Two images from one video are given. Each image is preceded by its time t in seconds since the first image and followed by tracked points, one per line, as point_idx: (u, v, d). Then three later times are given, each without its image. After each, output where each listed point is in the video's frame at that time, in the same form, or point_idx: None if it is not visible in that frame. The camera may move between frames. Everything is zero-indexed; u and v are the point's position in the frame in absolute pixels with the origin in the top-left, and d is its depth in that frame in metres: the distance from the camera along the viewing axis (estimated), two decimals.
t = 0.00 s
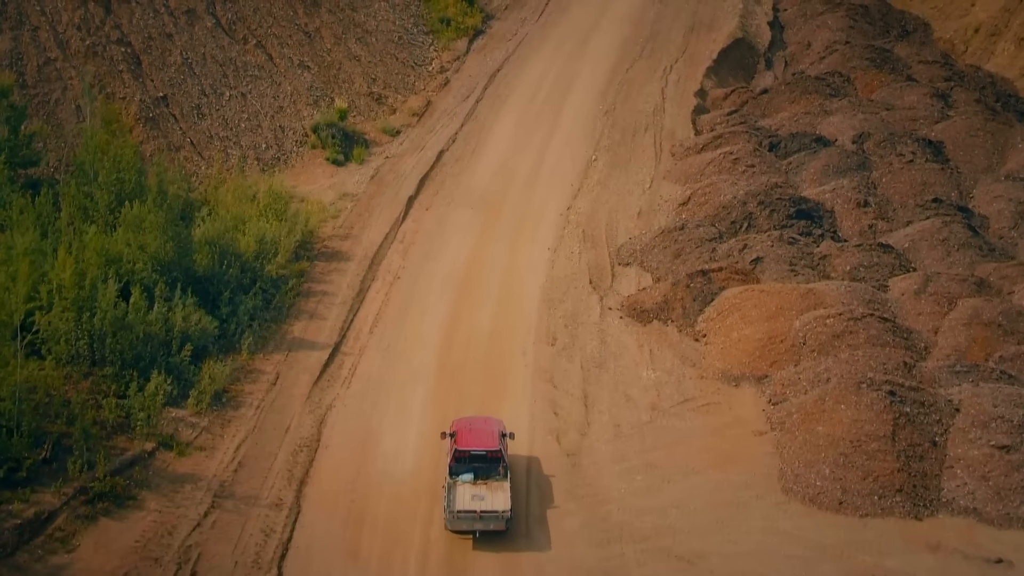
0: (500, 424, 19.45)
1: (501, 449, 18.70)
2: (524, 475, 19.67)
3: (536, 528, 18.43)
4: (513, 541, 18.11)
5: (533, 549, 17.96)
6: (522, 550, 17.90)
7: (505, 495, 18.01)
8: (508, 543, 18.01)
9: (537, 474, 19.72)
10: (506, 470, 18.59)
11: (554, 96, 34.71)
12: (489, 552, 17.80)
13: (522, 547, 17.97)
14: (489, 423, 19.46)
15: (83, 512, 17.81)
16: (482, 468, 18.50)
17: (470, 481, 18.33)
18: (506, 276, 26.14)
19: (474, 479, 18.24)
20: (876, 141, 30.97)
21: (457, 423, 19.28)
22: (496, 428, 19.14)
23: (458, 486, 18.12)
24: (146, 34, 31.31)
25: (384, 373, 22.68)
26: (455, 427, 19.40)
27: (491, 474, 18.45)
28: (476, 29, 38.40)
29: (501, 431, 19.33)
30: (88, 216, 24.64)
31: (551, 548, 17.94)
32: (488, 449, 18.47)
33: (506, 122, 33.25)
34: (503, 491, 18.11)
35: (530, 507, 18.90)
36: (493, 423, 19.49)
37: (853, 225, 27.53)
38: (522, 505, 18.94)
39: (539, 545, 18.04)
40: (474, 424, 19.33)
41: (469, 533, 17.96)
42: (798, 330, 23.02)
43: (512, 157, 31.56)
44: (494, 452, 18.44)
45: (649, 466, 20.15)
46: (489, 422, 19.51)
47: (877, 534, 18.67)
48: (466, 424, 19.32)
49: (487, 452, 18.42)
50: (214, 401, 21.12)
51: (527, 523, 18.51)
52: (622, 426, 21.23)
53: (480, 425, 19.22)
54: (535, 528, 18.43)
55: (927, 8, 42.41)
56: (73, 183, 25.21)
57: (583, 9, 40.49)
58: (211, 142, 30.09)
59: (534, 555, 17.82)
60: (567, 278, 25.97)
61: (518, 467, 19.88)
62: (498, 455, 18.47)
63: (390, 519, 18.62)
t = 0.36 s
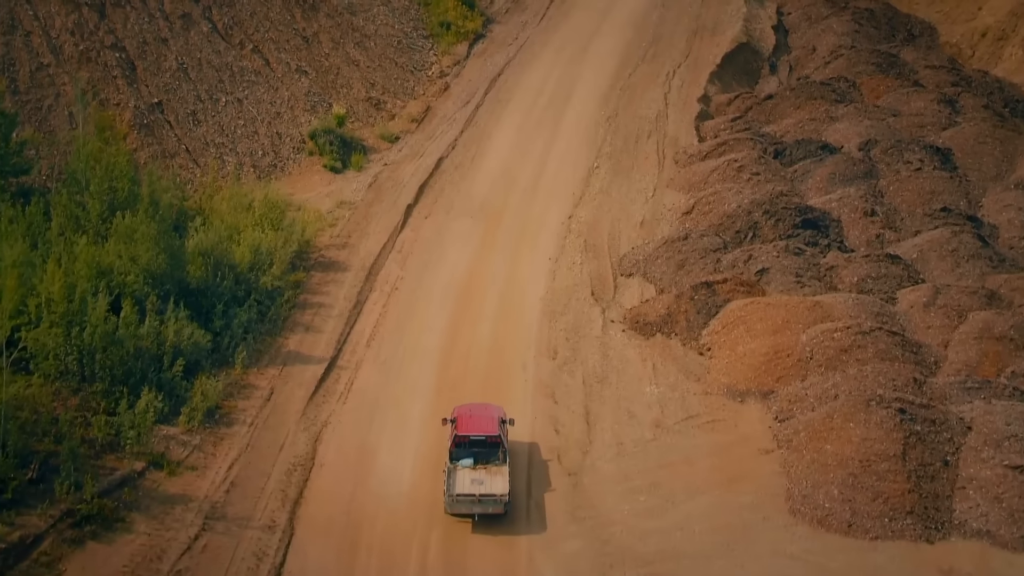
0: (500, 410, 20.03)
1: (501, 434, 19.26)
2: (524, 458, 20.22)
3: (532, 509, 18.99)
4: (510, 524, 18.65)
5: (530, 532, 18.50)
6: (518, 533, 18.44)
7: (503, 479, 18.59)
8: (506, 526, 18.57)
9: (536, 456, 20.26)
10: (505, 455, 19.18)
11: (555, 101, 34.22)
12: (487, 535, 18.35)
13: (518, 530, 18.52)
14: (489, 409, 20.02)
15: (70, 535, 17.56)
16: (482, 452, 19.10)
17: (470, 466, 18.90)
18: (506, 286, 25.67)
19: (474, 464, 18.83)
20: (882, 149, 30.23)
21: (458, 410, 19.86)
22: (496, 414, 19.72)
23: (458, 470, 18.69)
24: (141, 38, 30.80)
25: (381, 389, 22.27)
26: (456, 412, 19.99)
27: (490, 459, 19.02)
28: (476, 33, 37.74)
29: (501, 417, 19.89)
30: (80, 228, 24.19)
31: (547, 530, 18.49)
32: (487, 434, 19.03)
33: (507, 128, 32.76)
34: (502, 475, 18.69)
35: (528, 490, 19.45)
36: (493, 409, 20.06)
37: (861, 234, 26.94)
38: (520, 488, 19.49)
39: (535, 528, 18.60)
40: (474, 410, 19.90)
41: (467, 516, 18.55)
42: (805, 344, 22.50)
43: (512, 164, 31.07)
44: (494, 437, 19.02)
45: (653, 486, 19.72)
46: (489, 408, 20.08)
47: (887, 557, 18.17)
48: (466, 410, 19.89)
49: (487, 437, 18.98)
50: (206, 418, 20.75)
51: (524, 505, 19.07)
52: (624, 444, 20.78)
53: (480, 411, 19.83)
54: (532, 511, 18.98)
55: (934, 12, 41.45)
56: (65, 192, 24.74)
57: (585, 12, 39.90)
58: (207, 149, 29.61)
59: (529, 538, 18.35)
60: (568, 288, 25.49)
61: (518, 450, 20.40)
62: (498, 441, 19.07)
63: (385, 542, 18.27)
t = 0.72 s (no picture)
0: (500, 401, 20.46)
1: (501, 424, 19.72)
2: (523, 446, 20.67)
3: (530, 497, 19.47)
4: (509, 511, 19.16)
5: (528, 519, 18.99)
6: (515, 520, 18.93)
7: (502, 468, 19.04)
8: (505, 513, 19.09)
9: (535, 446, 20.70)
10: (504, 444, 19.61)
11: (555, 109, 33.70)
12: (485, 522, 18.86)
13: (515, 516, 19.02)
14: (489, 399, 20.47)
15: (54, 564, 17.16)
16: (482, 442, 19.49)
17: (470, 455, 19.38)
18: (505, 301, 25.17)
19: (474, 452, 19.23)
20: (888, 159, 29.62)
21: (459, 400, 20.33)
22: (496, 405, 20.14)
23: (458, 459, 19.10)
24: (134, 48, 30.30)
25: (377, 409, 21.81)
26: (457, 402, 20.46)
27: (490, 448, 19.48)
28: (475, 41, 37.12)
29: (501, 408, 20.35)
30: (69, 243, 23.74)
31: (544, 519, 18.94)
32: (487, 424, 19.48)
33: (506, 138, 32.24)
34: (501, 464, 19.13)
35: (526, 477, 19.92)
36: (494, 399, 20.52)
37: (867, 248, 26.39)
38: (518, 475, 19.98)
39: (532, 515, 19.08)
40: (475, 400, 20.36)
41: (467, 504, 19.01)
42: (811, 363, 21.97)
43: (512, 174, 30.56)
44: (493, 427, 19.47)
45: (655, 511, 19.25)
46: (490, 399, 20.53)
47: None
48: (467, 400, 20.35)
49: (487, 427, 19.43)
50: (197, 441, 20.30)
51: (522, 493, 19.56)
52: (626, 466, 20.30)
53: (480, 402, 20.24)
54: (529, 498, 19.47)
55: (938, 20, 40.66)
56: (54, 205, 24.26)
57: (586, 19, 39.31)
58: (201, 160, 29.09)
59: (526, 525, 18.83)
60: (568, 304, 24.98)
61: (518, 439, 20.83)
62: (497, 430, 19.49)
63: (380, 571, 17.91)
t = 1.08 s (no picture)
0: (500, 392, 20.82)
1: (500, 415, 20.07)
2: (523, 437, 21.06)
3: (530, 487, 19.85)
4: (508, 499, 19.55)
5: (526, 506, 19.37)
6: (513, 508, 19.31)
7: (501, 459, 19.44)
8: (504, 501, 19.46)
9: (535, 437, 21.08)
10: (504, 435, 19.99)
11: (555, 121, 33.19)
12: (484, 510, 19.25)
13: (513, 505, 19.40)
14: (490, 391, 20.81)
15: None
16: (482, 432, 19.87)
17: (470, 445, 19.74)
18: (503, 319, 24.66)
19: (473, 443, 19.66)
20: (893, 172, 29.13)
21: (460, 393, 20.69)
22: (496, 396, 20.52)
23: (458, 450, 19.52)
24: (126, 58, 29.75)
25: (371, 431, 21.31)
26: (458, 394, 20.85)
27: (490, 438, 19.84)
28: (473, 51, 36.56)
29: (501, 399, 20.70)
30: (58, 260, 23.27)
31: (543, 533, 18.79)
32: (487, 415, 19.85)
33: (504, 150, 31.74)
34: (500, 454, 19.52)
35: (525, 467, 20.32)
36: (495, 391, 20.89)
37: (872, 264, 25.86)
38: (517, 465, 20.40)
39: (530, 504, 19.46)
40: (476, 392, 20.74)
41: (466, 493, 19.39)
42: (817, 384, 21.44)
43: (510, 187, 30.04)
44: (493, 418, 19.84)
45: (658, 539, 18.75)
46: (491, 391, 20.89)
47: None
48: (467, 393, 20.70)
49: (486, 418, 19.79)
50: (187, 465, 19.79)
51: (520, 482, 19.95)
52: (628, 492, 19.80)
53: (480, 393, 20.64)
54: (527, 487, 19.87)
55: (942, 29, 40.01)
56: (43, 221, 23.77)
57: (586, 27, 38.73)
58: (194, 173, 28.58)
59: (524, 515, 19.20)
60: (568, 322, 24.47)
61: (518, 430, 21.23)
62: (496, 421, 19.87)
63: None
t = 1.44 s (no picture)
0: (502, 386, 21.01)
1: (501, 408, 20.25)
2: (524, 429, 21.34)
3: (529, 478, 20.16)
4: (507, 490, 19.86)
5: (524, 497, 19.68)
6: (512, 498, 19.65)
7: (502, 450, 19.68)
8: (503, 492, 19.78)
9: (536, 430, 21.33)
10: (505, 427, 20.18)
11: (554, 134, 32.67)
12: (484, 500, 19.59)
13: (513, 496, 19.73)
14: (492, 385, 20.99)
15: None
16: (483, 425, 20.06)
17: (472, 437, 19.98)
18: (501, 338, 24.14)
19: (475, 435, 19.88)
20: (899, 188, 28.58)
21: (462, 386, 20.90)
22: (498, 390, 20.71)
23: (459, 441, 19.76)
24: (119, 71, 29.21)
25: (367, 456, 20.79)
26: (460, 387, 21.07)
27: (491, 431, 20.05)
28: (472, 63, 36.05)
29: (503, 393, 20.89)
30: (46, 279, 22.76)
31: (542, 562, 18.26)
32: (488, 408, 20.01)
33: (503, 164, 31.23)
34: (501, 446, 19.77)
35: (525, 458, 20.62)
36: (496, 385, 21.10)
37: (879, 282, 25.32)
38: (516, 456, 20.70)
39: (530, 494, 19.79)
40: (477, 385, 20.94)
41: (467, 483, 19.69)
42: (824, 408, 20.88)
43: (510, 203, 29.52)
44: (494, 411, 20.01)
45: (661, 570, 18.19)
46: (493, 385, 21.11)
47: None
48: (470, 386, 20.90)
49: (487, 411, 19.96)
50: (176, 493, 19.26)
51: (520, 472, 20.28)
52: (630, 520, 19.27)
53: (483, 387, 20.82)
54: (526, 477, 20.19)
55: (946, 40, 39.45)
56: (31, 238, 23.23)
57: (586, 38, 38.22)
58: (188, 188, 28.07)
59: (524, 532, 18.90)
60: (568, 342, 23.95)
61: (520, 423, 21.50)
62: (498, 414, 20.04)
63: None
